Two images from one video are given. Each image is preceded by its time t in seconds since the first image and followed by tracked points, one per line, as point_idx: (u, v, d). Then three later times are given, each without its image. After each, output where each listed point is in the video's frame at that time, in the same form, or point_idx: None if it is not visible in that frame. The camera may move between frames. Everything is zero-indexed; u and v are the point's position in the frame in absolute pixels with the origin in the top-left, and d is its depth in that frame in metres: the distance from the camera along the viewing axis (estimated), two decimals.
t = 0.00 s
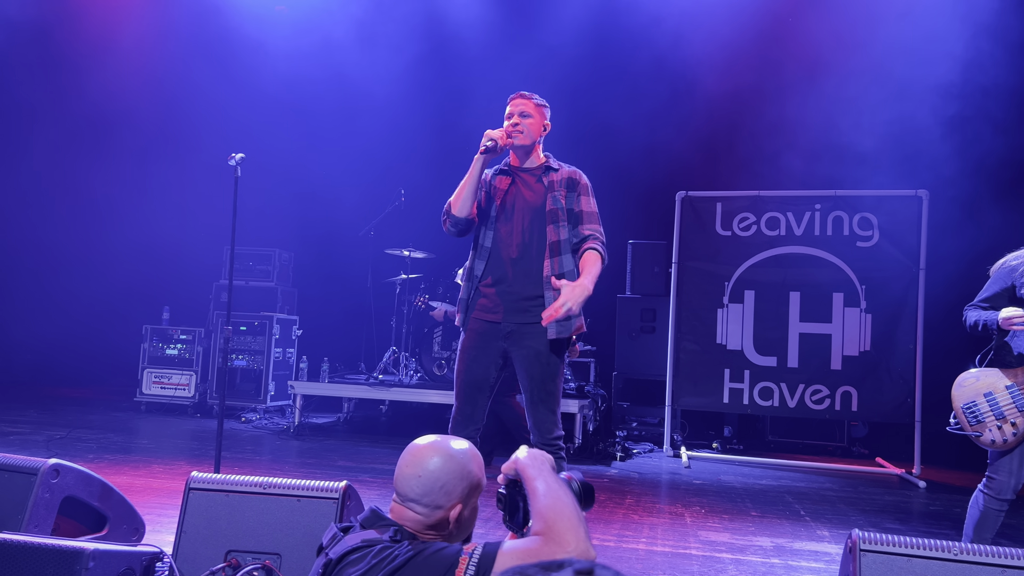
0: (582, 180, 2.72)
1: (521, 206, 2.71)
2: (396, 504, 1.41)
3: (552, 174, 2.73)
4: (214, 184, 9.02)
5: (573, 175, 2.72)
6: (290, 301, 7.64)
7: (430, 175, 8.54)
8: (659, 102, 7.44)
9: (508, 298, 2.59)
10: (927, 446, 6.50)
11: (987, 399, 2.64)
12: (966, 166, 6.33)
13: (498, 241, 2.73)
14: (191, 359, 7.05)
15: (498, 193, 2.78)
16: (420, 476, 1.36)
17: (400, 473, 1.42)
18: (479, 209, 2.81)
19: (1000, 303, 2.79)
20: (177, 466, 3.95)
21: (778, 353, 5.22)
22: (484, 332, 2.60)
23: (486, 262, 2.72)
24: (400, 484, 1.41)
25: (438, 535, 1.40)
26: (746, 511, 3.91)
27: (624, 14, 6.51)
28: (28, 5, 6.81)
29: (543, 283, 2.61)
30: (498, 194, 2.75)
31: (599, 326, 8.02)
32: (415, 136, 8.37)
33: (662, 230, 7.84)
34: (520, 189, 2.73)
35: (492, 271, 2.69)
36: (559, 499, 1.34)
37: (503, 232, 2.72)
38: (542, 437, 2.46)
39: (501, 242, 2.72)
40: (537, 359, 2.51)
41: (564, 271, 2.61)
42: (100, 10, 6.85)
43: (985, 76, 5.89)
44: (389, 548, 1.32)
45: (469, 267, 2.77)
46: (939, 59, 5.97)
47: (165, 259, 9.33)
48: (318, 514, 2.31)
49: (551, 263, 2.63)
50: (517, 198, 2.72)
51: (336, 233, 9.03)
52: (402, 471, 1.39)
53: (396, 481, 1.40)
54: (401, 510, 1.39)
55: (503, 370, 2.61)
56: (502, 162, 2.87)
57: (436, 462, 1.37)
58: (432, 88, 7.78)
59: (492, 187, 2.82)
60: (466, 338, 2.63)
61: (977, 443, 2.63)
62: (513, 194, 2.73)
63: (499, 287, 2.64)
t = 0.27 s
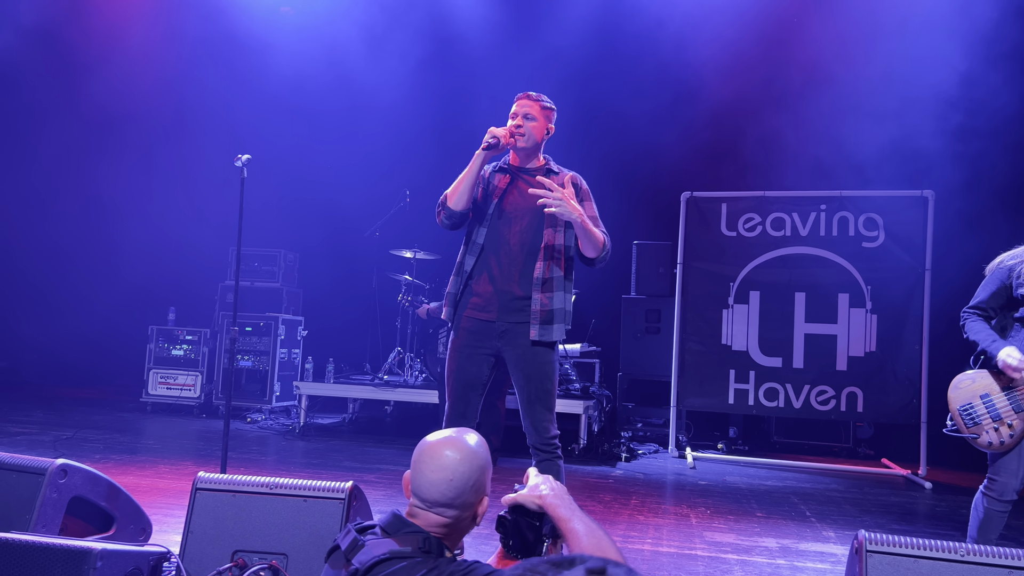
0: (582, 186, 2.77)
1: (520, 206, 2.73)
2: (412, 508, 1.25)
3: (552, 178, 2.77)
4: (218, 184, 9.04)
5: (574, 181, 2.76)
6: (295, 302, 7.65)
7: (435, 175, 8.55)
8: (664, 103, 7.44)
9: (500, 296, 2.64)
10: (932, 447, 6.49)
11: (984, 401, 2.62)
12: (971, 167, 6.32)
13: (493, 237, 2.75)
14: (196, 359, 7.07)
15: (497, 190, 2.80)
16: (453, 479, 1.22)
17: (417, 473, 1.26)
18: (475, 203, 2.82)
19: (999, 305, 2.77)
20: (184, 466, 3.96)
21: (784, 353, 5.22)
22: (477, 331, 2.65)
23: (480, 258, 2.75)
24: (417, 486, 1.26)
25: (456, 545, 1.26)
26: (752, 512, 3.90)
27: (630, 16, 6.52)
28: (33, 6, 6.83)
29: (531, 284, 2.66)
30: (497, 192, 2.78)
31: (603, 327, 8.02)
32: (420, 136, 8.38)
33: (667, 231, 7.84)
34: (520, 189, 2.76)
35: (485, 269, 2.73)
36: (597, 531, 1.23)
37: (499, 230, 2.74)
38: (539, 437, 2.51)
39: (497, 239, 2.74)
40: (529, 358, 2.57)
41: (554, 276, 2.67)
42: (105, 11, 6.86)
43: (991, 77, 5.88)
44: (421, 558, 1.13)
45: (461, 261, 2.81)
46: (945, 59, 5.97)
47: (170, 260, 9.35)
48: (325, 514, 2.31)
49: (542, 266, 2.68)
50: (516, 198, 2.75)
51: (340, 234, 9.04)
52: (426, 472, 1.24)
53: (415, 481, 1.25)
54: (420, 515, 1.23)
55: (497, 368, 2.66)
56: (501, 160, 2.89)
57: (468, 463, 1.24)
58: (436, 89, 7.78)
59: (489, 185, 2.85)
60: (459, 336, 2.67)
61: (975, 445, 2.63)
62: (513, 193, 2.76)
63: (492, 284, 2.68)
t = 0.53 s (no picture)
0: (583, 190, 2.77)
1: (520, 208, 2.73)
2: (413, 494, 1.24)
3: (552, 180, 2.77)
4: (220, 182, 9.04)
5: (574, 183, 2.76)
6: (297, 300, 7.65)
7: (437, 173, 8.54)
8: (668, 102, 7.43)
9: (501, 298, 2.63)
10: (934, 447, 6.48)
11: (960, 404, 2.64)
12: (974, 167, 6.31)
13: (493, 239, 2.74)
14: (198, 357, 7.08)
15: (497, 191, 2.80)
16: (459, 466, 1.21)
17: (418, 457, 1.25)
18: (476, 204, 2.82)
19: (976, 309, 2.72)
20: (186, 464, 3.97)
21: (786, 353, 5.22)
22: (475, 332, 2.65)
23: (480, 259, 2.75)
24: (417, 470, 1.25)
25: (454, 530, 1.26)
26: (754, 512, 3.90)
27: (632, 14, 6.51)
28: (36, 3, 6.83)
29: (531, 286, 2.66)
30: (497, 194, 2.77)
31: (605, 326, 8.02)
32: (421, 135, 8.37)
33: (670, 230, 7.83)
34: (520, 191, 2.76)
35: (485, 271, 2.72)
36: (600, 511, 1.27)
37: (499, 231, 2.74)
38: (540, 437, 2.52)
39: (497, 241, 2.74)
40: (530, 359, 2.58)
41: (554, 279, 2.68)
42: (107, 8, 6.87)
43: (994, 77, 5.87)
44: (429, 552, 1.15)
45: (461, 262, 2.81)
46: (947, 58, 5.95)
47: (173, 257, 9.36)
48: (327, 512, 2.31)
49: (542, 268, 2.69)
50: (516, 200, 2.75)
51: (342, 232, 9.03)
52: (429, 459, 1.22)
53: (417, 466, 1.23)
54: (421, 503, 1.23)
55: (498, 368, 2.67)
56: (501, 161, 2.88)
57: (474, 450, 1.23)
58: (439, 88, 7.78)
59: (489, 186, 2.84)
60: (459, 338, 2.68)
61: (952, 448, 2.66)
62: (513, 194, 2.76)
63: (492, 285, 2.68)
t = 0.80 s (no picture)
0: (584, 189, 2.78)
1: (521, 204, 2.72)
2: (400, 492, 1.23)
3: (553, 177, 2.77)
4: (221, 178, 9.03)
5: (575, 181, 2.77)
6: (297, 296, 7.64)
7: (437, 169, 8.53)
8: (669, 99, 7.43)
9: (502, 294, 2.64)
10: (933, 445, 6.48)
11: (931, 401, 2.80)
12: (975, 165, 6.30)
13: (494, 235, 2.74)
14: (198, 353, 7.08)
15: (499, 187, 2.79)
16: (446, 469, 1.20)
17: (407, 455, 1.23)
18: (477, 200, 2.81)
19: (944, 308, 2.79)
20: (185, 460, 3.97)
21: (786, 350, 5.22)
22: (477, 328, 2.65)
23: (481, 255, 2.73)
24: (405, 468, 1.23)
25: (440, 528, 1.27)
26: (754, 509, 3.90)
27: (633, 10, 6.50)
28: None
29: (533, 283, 2.67)
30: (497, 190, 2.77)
31: (605, 324, 8.03)
32: (422, 131, 8.36)
33: (670, 227, 7.83)
34: (521, 187, 2.76)
35: (485, 268, 2.72)
36: (585, 506, 1.33)
37: (500, 228, 2.74)
38: (540, 434, 2.54)
39: (498, 237, 2.73)
40: (532, 357, 2.59)
41: (556, 276, 2.69)
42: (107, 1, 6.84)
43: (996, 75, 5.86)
44: (420, 552, 1.16)
45: (463, 259, 2.80)
46: (949, 55, 5.94)
47: (173, 253, 9.35)
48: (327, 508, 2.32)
49: (544, 266, 2.69)
50: (516, 197, 2.74)
51: (343, 228, 9.03)
52: (417, 459, 1.21)
53: (405, 465, 1.22)
54: (407, 501, 1.22)
55: (500, 365, 2.66)
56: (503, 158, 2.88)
57: (463, 452, 1.22)
58: (439, 84, 7.78)
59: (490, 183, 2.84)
60: (460, 333, 2.68)
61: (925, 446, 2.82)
62: (515, 191, 2.75)
63: (494, 282, 2.67)
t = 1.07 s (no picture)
0: (579, 184, 2.78)
1: (517, 197, 2.73)
2: (452, 493, 1.24)
3: (549, 171, 2.77)
4: (214, 170, 8.99)
5: (570, 176, 2.76)
6: (290, 289, 7.62)
7: (431, 163, 8.52)
8: (663, 94, 7.44)
9: (496, 286, 2.64)
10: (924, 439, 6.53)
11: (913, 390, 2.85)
12: (967, 160, 6.33)
13: (490, 228, 2.74)
14: (190, 346, 7.06)
15: (494, 179, 2.78)
16: (497, 468, 1.21)
17: (455, 457, 1.24)
18: (471, 193, 2.80)
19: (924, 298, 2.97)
20: (177, 450, 3.96)
21: (778, 344, 5.24)
22: (471, 320, 2.65)
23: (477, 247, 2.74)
24: (454, 467, 1.24)
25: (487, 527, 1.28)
26: (745, 501, 3.92)
27: (628, 3, 6.49)
28: None
29: (528, 275, 2.67)
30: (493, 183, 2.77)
31: (598, 318, 8.04)
32: (416, 124, 8.35)
33: (664, 221, 7.84)
34: (517, 180, 2.76)
35: (480, 260, 2.72)
36: (623, 465, 1.40)
37: (495, 221, 2.73)
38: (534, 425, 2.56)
39: (494, 230, 2.73)
40: (527, 350, 2.59)
41: (551, 269, 2.67)
42: None
43: (987, 71, 5.89)
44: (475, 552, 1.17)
45: (457, 251, 2.79)
46: (942, 51, 5.97)
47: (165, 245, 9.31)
48: (317, 499, 2.40)
49: (539, 258, 2.68)
50: (512, 189, 2.74)
51: (336, 221, 9.01)
52: (468, 459, 1.22)
53: (456, 467, 1.23)
54: (456, 502, 1.23)
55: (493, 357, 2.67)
56: (497, 150, 2.87)
57: (511, 448, 1.23)
58: (434, 77, 7.76)
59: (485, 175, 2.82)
60: (454, 325, 2.68)
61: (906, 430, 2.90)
62: (510, 183, 2.75)
63: (488, 274, 2.67)
